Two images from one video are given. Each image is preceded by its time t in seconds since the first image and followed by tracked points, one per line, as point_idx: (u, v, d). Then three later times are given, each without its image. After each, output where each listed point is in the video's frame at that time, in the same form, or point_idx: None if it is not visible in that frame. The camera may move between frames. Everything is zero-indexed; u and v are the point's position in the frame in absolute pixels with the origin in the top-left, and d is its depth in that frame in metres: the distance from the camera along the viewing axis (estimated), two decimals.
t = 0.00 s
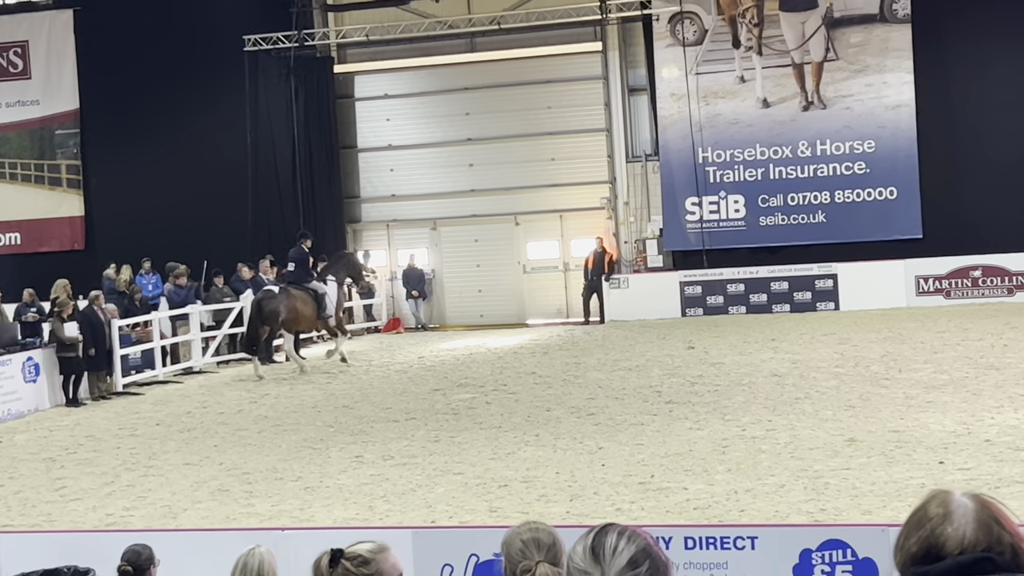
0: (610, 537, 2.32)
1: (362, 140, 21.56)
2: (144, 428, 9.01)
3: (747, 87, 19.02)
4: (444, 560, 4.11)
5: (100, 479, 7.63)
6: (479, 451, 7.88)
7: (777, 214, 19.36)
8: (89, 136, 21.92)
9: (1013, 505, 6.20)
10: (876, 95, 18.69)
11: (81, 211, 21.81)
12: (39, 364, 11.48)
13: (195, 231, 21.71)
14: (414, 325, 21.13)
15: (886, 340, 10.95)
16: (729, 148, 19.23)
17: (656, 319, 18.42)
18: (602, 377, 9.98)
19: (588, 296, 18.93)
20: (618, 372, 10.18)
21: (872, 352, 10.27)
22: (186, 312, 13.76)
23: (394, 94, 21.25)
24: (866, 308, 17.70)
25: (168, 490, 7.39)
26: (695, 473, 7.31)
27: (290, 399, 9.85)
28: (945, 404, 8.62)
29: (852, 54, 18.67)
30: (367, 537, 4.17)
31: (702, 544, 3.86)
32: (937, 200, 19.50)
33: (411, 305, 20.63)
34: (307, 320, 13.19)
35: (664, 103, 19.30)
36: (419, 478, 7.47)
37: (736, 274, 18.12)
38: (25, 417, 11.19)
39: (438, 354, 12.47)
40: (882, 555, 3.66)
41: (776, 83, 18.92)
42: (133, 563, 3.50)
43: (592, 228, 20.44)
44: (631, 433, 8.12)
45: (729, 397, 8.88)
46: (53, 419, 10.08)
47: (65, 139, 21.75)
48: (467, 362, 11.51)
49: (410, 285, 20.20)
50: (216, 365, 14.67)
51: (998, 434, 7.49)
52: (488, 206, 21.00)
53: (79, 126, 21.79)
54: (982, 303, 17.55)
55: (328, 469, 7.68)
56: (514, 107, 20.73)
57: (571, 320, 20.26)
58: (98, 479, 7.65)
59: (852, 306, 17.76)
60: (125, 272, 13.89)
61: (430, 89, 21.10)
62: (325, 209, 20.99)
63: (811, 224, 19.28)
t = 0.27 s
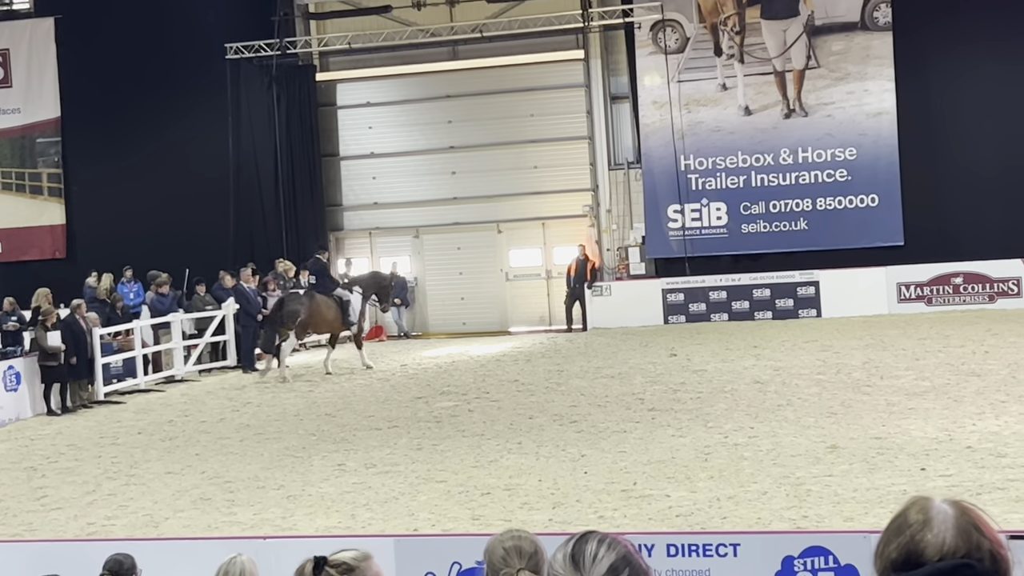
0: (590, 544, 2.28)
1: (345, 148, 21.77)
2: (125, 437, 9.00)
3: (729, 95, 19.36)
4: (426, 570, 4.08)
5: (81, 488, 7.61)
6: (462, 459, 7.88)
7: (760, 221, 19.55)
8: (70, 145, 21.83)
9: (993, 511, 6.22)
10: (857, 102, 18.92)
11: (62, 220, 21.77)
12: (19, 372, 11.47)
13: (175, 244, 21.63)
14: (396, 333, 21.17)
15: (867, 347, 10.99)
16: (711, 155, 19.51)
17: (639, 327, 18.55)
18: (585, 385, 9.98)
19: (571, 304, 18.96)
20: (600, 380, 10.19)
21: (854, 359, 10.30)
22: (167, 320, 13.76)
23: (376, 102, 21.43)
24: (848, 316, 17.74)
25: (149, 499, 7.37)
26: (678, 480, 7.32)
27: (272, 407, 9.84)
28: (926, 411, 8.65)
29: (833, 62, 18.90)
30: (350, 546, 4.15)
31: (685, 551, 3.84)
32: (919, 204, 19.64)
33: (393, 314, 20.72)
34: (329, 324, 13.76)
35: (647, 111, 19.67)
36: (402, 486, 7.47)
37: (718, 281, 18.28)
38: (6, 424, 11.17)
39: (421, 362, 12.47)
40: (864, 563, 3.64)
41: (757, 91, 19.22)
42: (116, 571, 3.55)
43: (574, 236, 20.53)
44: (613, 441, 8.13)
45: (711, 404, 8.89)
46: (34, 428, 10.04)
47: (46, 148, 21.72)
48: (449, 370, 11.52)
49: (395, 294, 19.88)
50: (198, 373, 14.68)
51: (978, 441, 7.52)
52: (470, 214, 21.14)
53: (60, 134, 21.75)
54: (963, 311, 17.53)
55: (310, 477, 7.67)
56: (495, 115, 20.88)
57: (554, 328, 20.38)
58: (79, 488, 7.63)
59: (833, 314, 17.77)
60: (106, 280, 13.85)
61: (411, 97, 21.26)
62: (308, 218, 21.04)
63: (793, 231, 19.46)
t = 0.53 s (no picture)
0: (567, 554, 2.32)
1: (324, 156, 21.79)
2: (103, 447, 8.99)
3: (708, 104, 19.73)
4: None
5: (59, 498, 7.59)
6: (441, 469, 7.88)
7: (738, 231, 19.96)
8: (50, 154, 22.65)
9: (971, 520, 6.22)
10: (835, 112, 19.40)
11: (39, 228, 22.60)
12: None
13: (151, 249, 22.41)
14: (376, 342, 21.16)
15: (846, 356, 11.05)
16: (689, 165, 19.89)
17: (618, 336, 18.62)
18: (564, 394, 10.01)
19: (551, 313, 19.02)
20: (579, 389, 10.22)
21: (833, 368, 10.36)
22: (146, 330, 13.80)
23: (355, 111, 21.55)
24: (825, 326, 17.99)
25: (127, 509, 7.35)
26: (657, 489, 7.32)
27: (250, 417, 9.85)
28: (905, 420, 8.69)
29: (812, 71, 19.42)
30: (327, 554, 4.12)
31: (663, 560, 3.89)
32: (898, 215, 20.27)
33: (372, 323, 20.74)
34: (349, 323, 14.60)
35: (626, 121, 19.95)
36: (381, 496, 7.46)
37: (698, 290, 18.38)
38: None
39: (401, 372, 12.49)
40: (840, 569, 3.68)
41: (736, 101, 19.63)
42: None
43: (554, 245, 20.77)
44: (593, 450, 8.14)
45: (690, 413, 8.92)
46: (12, 437, 10.01)
47: (24, 156, 22.57)
48: (429, 379, 11.53)
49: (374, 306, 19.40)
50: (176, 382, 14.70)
51: (955, 449, 7.56)
52: (450, 223, 21.26)
53: (38, 143, 22.57)
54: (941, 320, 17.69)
55: (289, 487, 7.67)
56: (474, 124, 21.09)
57: (533, 337, 20.54)
58: (56, 498, 7.61)
59: (811, 323, 18.02)
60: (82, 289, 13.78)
61: (391, 106, 21.41)
62: (286, 228, 21.16)
63: (772, 241, 19.88)
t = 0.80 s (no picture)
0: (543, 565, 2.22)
1: (299, 167, 21.92)
2: (76, 458, 8.98)
3: (683, 116, 20.01)
4: None
5: (31, 509, 7.56)
6: (416, 479, 7.87)
7: (712, 242, 20.23)
8: (26, 165, 22.89)
9: (944, 531, 6.22)
10: (810, 124, 19.72)
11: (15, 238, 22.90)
12: None
13: (128, 260, 22.60)
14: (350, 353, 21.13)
15: (820, 368, 11.17)
16: (664, 177, 20.13)
17: (593, 347, 18.83)
18: (539, 404, 10.05)
19: (526, 324, 19.16)
20: (555, 400, 10.28)
21: (807, 379, 10.44)
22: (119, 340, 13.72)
23: (330, 121, 21.65)
24: (800, 336, 18.22)
25: (101, 520, 7.32)
26: (631, 500, 7.32)
27: (225, 427, 9.86)
28: (879, 432, 8.73)
29: (785, 84, 19.74)
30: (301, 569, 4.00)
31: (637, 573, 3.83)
32: (874, 227, 20.43)
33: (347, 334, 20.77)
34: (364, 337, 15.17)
35: (602, 131, 20.17)
36: (356, 507, 7.45)
37: (673, 301, 18.62)
38: None
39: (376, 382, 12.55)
40: None
41: (711, 113, 19.92)
42: None
43: (529, 255, 20.95)
44: (567, 461, 8.15)
45: (665, 424, 8.95)
46: None
47: None
48: (404, 390, 11.58)
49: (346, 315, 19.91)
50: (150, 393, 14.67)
51: (929, 461, 7.60)
52: (425, 233, 21.42)
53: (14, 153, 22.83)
54: (915, 331, 17.95)
55: (263, 497, 7.65)
56: (449, 135, 21.26)
57: (509, 348, 20.72)
58: (28, 509, 7.58)
59: (785, 334, 18.26)
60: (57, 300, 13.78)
61: (367, 117, 21.51)
62: (261, 237, 21.37)
63: (747, 252, 20.14)
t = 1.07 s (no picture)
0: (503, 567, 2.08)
1: (272, 174, 22.22)
2: (46, 464, 8.96)
3: (656, 125, 20.11)
4: None
5: None
6: (387, 487, 7.87)
7: (685, 250, 20.37)
8: None
9: (914, 541, 6.21)
10: (782, 134, 19.82)
11: None
12: None
13: (101, 265, 22.74)
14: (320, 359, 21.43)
15: (791, 377, 11.36)
16: (637, 185, 20.27)
17: (565, 355, 18.94)
18: (511, 412, 10.13)
19: (498, 331, 19.39)
20: (527, 408, 10.36)
21: (779, 388, 10.59)
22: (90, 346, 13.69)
23: (303, 128, 21.93)
24: (771, 344, 18.40)
25: (70, 527, 7.29)
26: (603, 509, 7.31)
27: (196, 434, 9.90)
28: (851, 440, 8.84)
29: (759, 93, 19.80)
30: None
31: None
32: (845, 235, 20.85)
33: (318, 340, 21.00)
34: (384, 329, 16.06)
35: (575, 140, 20.30)
36: (327, 514, 7.43)
37: (645, 310, 18.83)
38: None
39: (348, 390, 12.65)
40: None
41: (684, 121, 20.01)
42: None
43: (501, 263, 21.16)
44: (540, 469, 8.16)
45: (636, 432, 9.01)
46: None
47: None
48: (376, 398, 11.68)
49: (318, 320, 20.44)
50: (120, 400, 14.71)
51: (900, 470, 7.64)
52: (398, 241, 21.67)
53: None
54: (886, 340, 18.19)
55: (234, 505, 7.64)
56: (423, 143, 21.51)
57: (481, 355, 20.93)
58: None
59: (757, 343, 18.40)
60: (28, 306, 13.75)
61: (340, 124, 21.79)
62: (234, 244, 21.54)
63: (719, 261, 20.29)
